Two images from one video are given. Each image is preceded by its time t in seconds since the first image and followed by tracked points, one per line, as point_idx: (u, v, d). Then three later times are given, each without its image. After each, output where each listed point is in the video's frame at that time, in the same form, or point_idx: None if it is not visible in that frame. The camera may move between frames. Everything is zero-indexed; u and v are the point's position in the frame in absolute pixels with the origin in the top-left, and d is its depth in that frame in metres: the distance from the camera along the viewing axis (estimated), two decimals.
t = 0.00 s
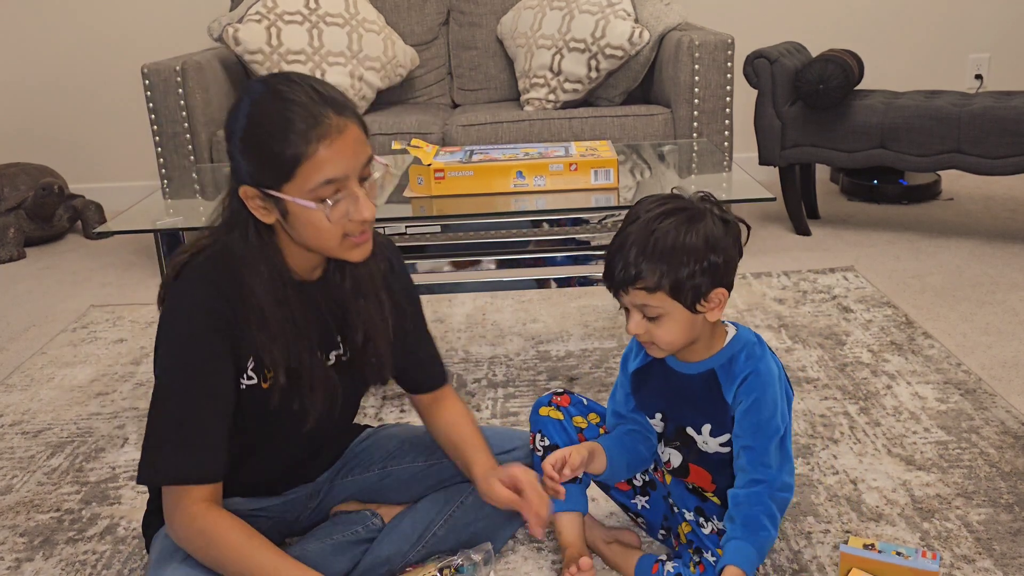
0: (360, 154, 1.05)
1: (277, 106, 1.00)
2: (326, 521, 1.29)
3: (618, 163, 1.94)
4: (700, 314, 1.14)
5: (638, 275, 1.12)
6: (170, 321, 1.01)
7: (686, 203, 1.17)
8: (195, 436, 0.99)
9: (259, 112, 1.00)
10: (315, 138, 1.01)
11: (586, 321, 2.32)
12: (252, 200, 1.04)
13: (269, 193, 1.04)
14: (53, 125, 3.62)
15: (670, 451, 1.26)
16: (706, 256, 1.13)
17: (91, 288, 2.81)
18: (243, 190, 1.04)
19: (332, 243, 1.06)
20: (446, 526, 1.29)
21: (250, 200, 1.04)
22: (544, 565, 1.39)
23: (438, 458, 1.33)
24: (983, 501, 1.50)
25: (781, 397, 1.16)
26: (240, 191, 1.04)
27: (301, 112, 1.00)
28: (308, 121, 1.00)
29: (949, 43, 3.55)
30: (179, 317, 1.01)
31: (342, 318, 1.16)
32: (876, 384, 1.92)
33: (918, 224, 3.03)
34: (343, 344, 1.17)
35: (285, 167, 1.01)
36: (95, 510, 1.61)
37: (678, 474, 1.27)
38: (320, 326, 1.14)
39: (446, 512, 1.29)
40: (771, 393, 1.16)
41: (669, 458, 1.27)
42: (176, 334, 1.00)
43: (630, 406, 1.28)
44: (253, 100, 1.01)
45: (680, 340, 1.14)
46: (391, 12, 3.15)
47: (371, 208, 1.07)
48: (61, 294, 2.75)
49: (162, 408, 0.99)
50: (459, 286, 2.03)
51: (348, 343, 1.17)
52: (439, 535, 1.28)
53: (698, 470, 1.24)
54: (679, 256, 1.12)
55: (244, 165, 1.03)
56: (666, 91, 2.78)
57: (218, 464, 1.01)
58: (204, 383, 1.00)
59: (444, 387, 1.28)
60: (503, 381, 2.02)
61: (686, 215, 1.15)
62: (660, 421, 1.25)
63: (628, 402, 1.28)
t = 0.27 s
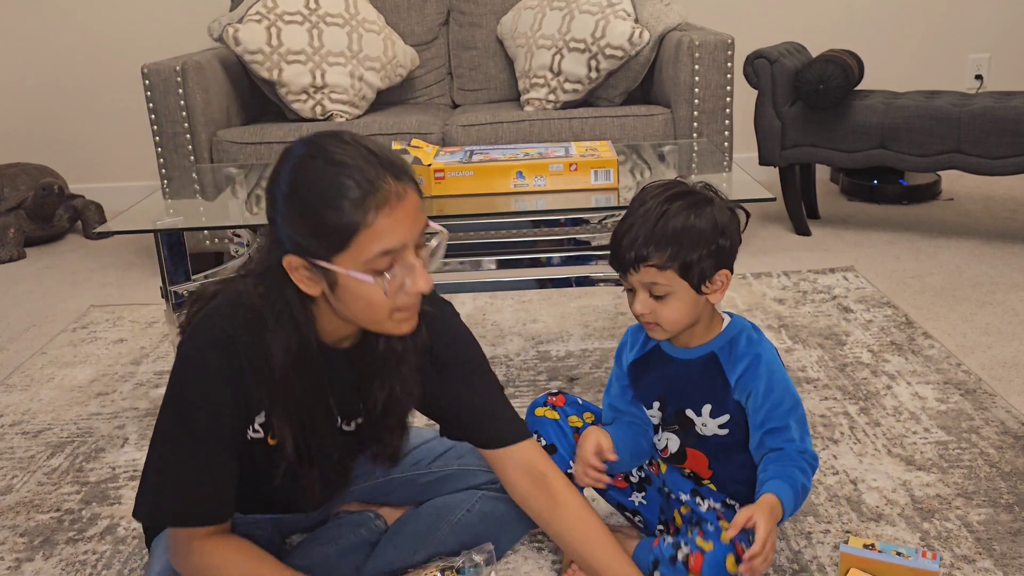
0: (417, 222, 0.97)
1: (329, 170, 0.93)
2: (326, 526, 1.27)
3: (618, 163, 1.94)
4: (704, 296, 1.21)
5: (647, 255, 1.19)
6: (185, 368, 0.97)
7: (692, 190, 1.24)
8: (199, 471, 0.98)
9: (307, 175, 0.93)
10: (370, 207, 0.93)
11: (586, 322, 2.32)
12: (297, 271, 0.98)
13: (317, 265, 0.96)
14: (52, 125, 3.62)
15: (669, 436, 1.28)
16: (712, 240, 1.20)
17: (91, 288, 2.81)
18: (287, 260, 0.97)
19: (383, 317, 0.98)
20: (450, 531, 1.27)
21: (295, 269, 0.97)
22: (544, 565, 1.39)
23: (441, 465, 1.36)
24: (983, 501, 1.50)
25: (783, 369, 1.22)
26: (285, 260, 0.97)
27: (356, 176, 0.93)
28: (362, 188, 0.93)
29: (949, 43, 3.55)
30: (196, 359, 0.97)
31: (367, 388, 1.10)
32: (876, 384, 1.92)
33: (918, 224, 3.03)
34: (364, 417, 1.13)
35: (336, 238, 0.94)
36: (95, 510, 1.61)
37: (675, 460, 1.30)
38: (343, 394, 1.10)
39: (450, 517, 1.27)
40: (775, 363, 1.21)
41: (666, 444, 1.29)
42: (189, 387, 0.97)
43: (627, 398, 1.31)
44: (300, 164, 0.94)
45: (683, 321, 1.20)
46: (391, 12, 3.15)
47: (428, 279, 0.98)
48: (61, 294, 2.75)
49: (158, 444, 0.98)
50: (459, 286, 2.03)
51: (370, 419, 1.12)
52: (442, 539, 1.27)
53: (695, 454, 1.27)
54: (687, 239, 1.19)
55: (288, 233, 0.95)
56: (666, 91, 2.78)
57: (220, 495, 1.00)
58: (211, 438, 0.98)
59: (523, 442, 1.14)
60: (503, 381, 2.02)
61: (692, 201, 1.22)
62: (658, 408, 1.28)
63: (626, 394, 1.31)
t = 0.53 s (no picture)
0: (438, 264, 0.98)
1: (349, 217, 0.92)
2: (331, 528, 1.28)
3: (618, 163, 1.93)
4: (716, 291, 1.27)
5: (678, 259, 1.21)
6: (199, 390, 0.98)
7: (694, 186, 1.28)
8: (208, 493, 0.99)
9: (325, 219, 0.93)
10: (392, 253, 0.94)
11: (586, 322, 2.32)
12: (311, 309, 0.98)
13: (335, 308, 0.97)
14: (52, 125, 3.62)
15: (660, 427, 1.36)
16: (725, 242, 1.24)
17: (91, 287, 2.80)
18: (303, 301, 0.98)
19: (402, 356, 1.01)
20: (453, 535, 1.28)
21: (311, 309, 0.98)
22: (545, 565, 1.39)
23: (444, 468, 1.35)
24: (983, 502, 1.50)
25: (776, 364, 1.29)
26: (297, 299, 0.98)
27: (376, 223, 0.93)
28: (386, 235, 0.93)
29: (949, 44, 3.55)
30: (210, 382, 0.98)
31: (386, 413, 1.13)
32: (877, 384, 1.91)
33: (918, 224, 3.02)
34: (378, 435, 1.16)
35: (358, 283, 0.94)
36: (95, 510, 1.61)
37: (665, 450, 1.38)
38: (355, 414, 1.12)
39: (454, 523, 1.28)
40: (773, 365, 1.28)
41: (658, 436, 1.37)
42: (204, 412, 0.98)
43: (620, 393, 1.37)
44: (319, 207, 0.93)
45: (701, 316, 1.25)
46: (391, 12, 3.15)
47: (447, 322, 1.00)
48: (61, 294, 2.75)
49: (168, 471, 0.99)
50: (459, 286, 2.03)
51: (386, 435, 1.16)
52: (446, 544, 1.28)
53: (686, 444, 1.35)
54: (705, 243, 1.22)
55: (307, 276, 0.96)
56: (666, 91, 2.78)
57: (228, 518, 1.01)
58: (225, 463, 1.00)
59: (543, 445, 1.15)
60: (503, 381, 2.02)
61: (701, 197, 1.26)
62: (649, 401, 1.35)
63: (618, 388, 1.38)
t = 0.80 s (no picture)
0: (411, 256, 0.98)
1: (322, 211, 0.93)
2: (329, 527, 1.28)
3: (618, 163, 1.93)
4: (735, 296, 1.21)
5: (709, 270, 1.13)
6: (190, 395, 0.98)
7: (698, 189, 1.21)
8: (209, 496, 1.00)
9: (297, 213, 0.93)
10: (364, 245, 0.94)
11: (586, 322, 2.31)
12: (288, 303, 0.98)
13: (309, 301, 0.97)
14: (51, 125, 3.62)
15: (668, 442, 1.29)
16: (749, 241, 1.17)
17: (91, 287, 2.80)
18: (278, 294, 0.98)
19: (379, 347, 1.00)
20: (451, 533, 1.29)
21: (287, 303, 0.99)
22: (544, 565, 1.39)
23: (440, 465, 1.34)
24: (984, 502, 1.50)
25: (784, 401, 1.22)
26: (275, 293, 0.98)
27: (348, 215, 0.93)
28: (358, 228, 0.93)
29: (949, 43, 3.55)
30: (200, 386, 0.98)
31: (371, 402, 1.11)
32: (877, 384, 1.91)
33: (918, 224, 3.02)
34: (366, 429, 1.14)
35: (332, 276, 0.94)
36: (95, 510, 1.61)
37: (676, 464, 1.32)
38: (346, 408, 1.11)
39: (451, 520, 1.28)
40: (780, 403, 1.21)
41: (665, 450, 1.30)
42: (199, 415, 0.98)
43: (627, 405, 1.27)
44: (290, 200, 0.94)
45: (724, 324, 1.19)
46: (391, 11, 3.15)
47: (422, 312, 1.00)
48: (61, 294, 2.74)
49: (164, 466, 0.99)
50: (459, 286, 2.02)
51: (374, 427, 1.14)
52: (444, 542, 1.28)
53: (694, 457, 1.30)
54: (732, 248, 1.15)
55: (279, 269, 0.96)
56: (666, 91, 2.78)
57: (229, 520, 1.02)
58: (219, 458, 1.00)
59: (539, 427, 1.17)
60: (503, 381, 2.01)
61: (712, 199, 1.19)
62: (658, 417, 1.28)
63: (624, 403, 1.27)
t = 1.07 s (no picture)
0: (400, 248, 0.98)
1: (308, 206, 0.92)
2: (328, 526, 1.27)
3: (618, 163, 1.93)
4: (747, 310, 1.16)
5: (727, 294, 1.08)
6: (182, 406, 0.98)
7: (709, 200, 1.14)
8: (211, 501, 1.00)
9: (282, 208, 0.92)
10: (351, 239, 0.93)
11: (586, 322, 2.31)
12: (277, 300, 0.98)
13: (298, 297, 0.97)
14: (51, 125, 3.61)
15: (674, 459, 1.26)
16: (764, 254, 1.11)
17: (91, 287, 2.80)
18: (268, 291, 0.98)
19: (370, 341, 1.00)
20: (451, 533, 1.28)
21: (276, 299, 0.99)
22: (544, 565, 1.39)
23: (440, 465, 1.34)
24: (984, 502, 1.50)
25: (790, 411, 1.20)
26: (264, 291, 0.98)
27: (334, 208, 0.93)
28: (343, 222, 0.93)
29: (949, 43, 3.54)
30: (192, 396, 0.98)
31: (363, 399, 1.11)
32: (877, 384, 1.91)
33: (918, 224, 3.02)
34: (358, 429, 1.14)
35: (321, 272, 0.94)
36: (95, 510, 1.61)
37: (682, 477, 1.29)
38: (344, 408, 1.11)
39: (451, 519, 1.28)
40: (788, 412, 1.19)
41: (671, 465, 1.27)
42: (194, 424, 0.98)
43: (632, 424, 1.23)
44: (274, 195, 0.93)
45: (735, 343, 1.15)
46: (391, 11, 3.15)
47: (412, 303, 1.00)
48: (60, 294, 2.74)
49: (157, 465, 0.99)
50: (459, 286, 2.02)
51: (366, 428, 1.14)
52: (444, 542, 1.28)
53: (700, 470, 1.28)
54: (749, 268, 1.09)
55: (267, 266, 0.95)
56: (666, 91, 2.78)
57: (232, 524, 1.02)
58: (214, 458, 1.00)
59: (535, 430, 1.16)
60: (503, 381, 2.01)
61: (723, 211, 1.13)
62: (665, 435, 1.25)
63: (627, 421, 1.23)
